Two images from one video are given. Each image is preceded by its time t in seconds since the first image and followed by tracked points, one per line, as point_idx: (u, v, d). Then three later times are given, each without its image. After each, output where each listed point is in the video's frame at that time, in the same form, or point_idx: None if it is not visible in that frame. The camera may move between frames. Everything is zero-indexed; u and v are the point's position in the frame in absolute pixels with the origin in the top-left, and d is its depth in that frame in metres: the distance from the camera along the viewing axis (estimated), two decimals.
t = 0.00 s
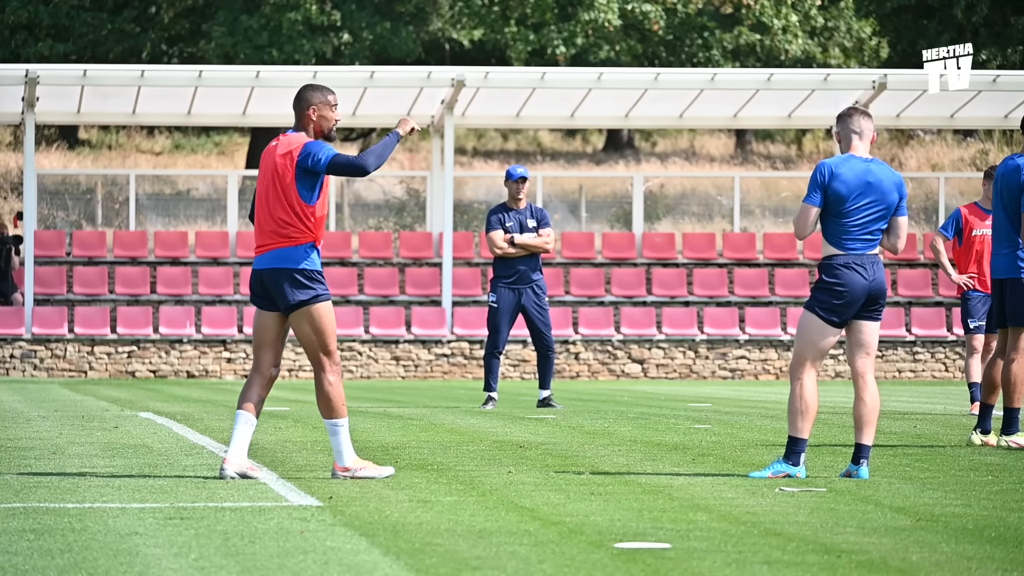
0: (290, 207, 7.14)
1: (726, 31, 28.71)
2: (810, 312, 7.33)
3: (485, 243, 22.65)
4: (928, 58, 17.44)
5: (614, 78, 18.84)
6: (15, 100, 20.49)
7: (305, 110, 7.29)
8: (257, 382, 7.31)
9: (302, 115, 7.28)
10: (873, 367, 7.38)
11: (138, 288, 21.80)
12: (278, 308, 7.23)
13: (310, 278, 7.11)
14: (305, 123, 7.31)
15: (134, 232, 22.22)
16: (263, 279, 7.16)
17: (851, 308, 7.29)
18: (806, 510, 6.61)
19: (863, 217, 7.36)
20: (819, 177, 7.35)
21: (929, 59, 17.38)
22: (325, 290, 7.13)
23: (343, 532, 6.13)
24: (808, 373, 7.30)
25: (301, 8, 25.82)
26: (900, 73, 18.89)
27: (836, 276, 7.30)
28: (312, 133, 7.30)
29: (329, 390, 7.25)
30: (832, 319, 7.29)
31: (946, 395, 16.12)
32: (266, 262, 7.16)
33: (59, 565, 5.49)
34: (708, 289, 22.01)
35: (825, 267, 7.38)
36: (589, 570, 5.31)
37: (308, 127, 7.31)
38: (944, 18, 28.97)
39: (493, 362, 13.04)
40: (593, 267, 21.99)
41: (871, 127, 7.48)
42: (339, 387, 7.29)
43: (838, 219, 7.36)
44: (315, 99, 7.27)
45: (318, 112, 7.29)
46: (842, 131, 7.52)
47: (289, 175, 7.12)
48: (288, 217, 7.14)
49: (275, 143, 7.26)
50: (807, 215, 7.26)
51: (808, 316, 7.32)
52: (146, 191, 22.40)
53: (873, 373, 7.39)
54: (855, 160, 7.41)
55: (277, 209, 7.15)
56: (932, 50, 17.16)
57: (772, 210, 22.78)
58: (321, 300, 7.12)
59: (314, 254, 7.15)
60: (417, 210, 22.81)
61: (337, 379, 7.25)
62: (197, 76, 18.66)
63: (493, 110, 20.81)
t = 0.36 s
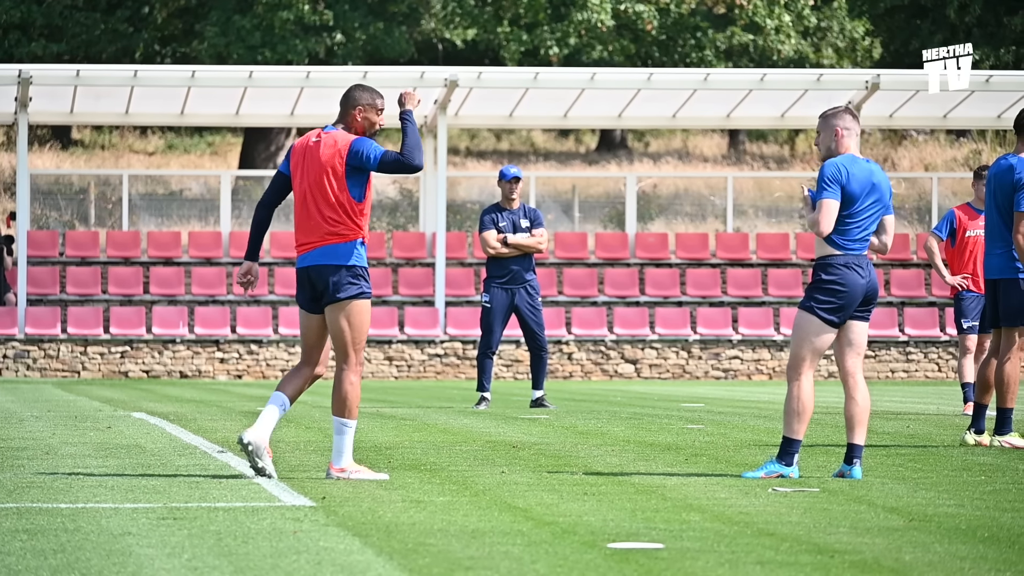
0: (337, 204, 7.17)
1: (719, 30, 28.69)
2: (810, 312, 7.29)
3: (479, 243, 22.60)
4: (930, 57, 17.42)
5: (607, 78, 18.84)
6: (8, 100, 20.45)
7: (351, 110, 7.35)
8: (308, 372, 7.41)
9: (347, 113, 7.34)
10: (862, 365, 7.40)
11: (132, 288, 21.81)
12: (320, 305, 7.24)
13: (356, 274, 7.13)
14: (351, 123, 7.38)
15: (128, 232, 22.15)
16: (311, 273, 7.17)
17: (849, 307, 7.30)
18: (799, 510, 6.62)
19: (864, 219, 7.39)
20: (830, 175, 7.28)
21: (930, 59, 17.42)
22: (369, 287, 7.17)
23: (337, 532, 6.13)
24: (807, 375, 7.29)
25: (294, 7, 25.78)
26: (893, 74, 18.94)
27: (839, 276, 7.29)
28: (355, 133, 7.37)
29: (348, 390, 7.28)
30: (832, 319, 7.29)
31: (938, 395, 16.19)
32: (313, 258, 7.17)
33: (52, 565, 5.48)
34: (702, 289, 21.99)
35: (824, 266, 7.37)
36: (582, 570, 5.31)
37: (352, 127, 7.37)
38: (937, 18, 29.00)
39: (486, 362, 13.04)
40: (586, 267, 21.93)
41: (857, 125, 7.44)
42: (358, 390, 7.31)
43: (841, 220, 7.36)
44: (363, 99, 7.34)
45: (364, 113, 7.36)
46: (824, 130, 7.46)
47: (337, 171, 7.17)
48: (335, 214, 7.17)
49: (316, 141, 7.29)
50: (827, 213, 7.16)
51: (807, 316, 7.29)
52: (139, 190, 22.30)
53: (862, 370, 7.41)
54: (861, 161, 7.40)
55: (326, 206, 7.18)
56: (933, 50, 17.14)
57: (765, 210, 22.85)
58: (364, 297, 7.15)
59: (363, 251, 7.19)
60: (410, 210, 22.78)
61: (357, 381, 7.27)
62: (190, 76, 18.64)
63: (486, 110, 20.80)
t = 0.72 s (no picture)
0: (353, 208, 7.22)
1: (708, 30, 28.68)
2: (798, 312, 7.30)
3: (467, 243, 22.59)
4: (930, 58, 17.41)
5: (596, 79, 18.83)
6: None
7: (369, 110, 7.41)
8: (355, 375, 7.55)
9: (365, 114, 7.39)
10: (848, 363, 7.40)
11: (120, 288, 21.70)
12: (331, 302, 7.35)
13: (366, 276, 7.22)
14: (369, 121, 7.43)
15: (116, 232, 22.06)
16: (324, 276, 7.31)
17: (838, 307, 7.29)
18: (787, 510, 6.61)
19: (857, 220, 7.38)
20: (824, 177, 7.26)
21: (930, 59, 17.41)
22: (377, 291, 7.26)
23: (325, 532, 6.10)
24: (798, 375, 7.29)
25: (281, 7, 25.80)
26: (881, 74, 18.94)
27: (830, 275, 7.29)
28: (373, 131, 7.43)
29: (344, 389, 7.29)
30: (823, 319, 7.29)
31: (925, 393, 16.23)
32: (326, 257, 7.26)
33: (40, 565, 5.45)
34: (690, 289, 21.97)
35: (814, 266, 7.36)
36: (572, 570, 5.29)
37: (370, 125, 7.42)
38: (925, 18, 28.98)
39: (474, 362, 13.02)
40: (575, 267, 21.93)
41: (838, 123, 7.42)
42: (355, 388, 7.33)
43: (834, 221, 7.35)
44: (382, 100, 7.41)
45: (382, 112, 7.42)
46: (809, 131, 7.44)
47: (354, 171, 7.21)
48: (350, 216, 7.23)
49: (334, 141, 7.32)
50: (819, 214, 7.18)
51: (797, 315, 7.29)
52: (127, 190, 22.22)
53: (848, 367, 7.41)
54: (851, 162, 7.38)
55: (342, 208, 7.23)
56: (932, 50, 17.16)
57: (753, 210, 22.80)
58: (370, 298, 7.23)
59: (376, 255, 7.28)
60: (398, 210, 22.68)
61: (352, 380, 7.28)
62: (178, 76, 18.58)
63: (474, 110, 20.78)
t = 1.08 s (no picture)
0: (367, 209, 7.27)
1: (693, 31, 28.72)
2: (778, 313, 7.30)
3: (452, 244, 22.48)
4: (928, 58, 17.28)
5: (581, 79, 18.79)
6: None
7: (386, 112, 7.43)
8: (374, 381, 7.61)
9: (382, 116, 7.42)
10: (834, 365, 7.37)
11: (106, 289, 21.59)
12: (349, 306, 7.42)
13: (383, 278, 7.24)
14: (385, 124, 7.45)
15: (102, 233, 21.94)
16: (345, 278, 7.34)
17: (818, 307, 7.28)
18: (773, 510, 6.61)
19: (835, 218, 7.38)
20: (799, 176, 7.28)
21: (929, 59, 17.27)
22: (391, 292, 7.26)
23: (311, 533, 6.07)
24: (778, 373, 7.28)
25: (267, 8, 25.78)
26: (866, 75, 18.90)
27: (807, 275, 7.29)
28: (390, 134, 7.45)
29: (358, 388, 7.25)
30: (803, 319, 7.28)
31: (910, 395, 16.26)
32: (345, 262, 7.34)
33: (26, 566, 5.42)
34: (675, 290, 21.99)
35: (792, 267, 7.36)
36: (557, 570, 5.28)
37: (387, 128, 7.45)
38: (911, 19, 28.84)
39: (459, 362, 13.00)
40: (560, 268, 21.94)
41: (820, 124, 7.40)
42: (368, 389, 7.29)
43: (810, 220, 7.35)
44: (398, 102, 7.41)
45: (399, 115, 7.42)
46: (794, 130, 7.45)
47: (368, 174, 7.27)
48: (367, 217, 7.27)
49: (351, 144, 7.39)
50: (788, 214, 7.19)
51: (777, 316, 7.30)
52: (113, 191, 22.13)
53: (834, 369, 7.37)
54: (828, 160, 7.38)
55: (359, 210, 7.28)
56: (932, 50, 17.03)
57: (739, 211, 22.72)
58: (388, 300, 7.25)
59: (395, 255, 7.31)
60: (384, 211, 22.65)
61: (365, 378, 7.24)
62: (164, 76, 18.49)
63: (459, 110, 20.74)
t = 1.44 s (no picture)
0: (363, 206, 7.31)
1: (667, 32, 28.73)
2: (750, 313, 7.29)
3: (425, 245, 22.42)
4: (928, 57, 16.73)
5: (554, 79, 18.76)
6: None
7: (383, 112, 7.50)
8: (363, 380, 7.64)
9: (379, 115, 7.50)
10: (807, 366, 7.35)
11: (80, 290, 21.33)
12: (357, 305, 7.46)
13: (384, 274, 7.27)
14: (384, 124, 7.52)
15: (75, 234, 21.70)
16: (345, 277, 7.38)
17: (790, 308, 7.27)
18: (746, 511, 6.59)
19: (806, 219, 7.37)
20: (771, 176, 7.26)
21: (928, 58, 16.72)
22: (398, 287, 7.27)
23: (284, 534, 6.01)
24: (751, 375, 7.27)
25: (240, 10, 25.63)
26: (840, 76, 18.89)
27: (778, 275, 7.27)
28: (389, 134, 7.52)
29: (398, 382, 7.39)
30: (775, 318, 7.26)
31: (883, 395, 16.31)
32: (344, 260, 7.37)
33: None
34: (648, 291, 21.92)
35: (763, 268, 7.35)
36: (530, 571, 5.24)
37: (385, 128, 7.52)
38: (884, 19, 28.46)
39: (433, 364, 13.00)
40: (534, 268, 21.89)
41: (797, 125, 7.41)
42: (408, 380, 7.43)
43: (782, 221, 7.33)
44: (396, 102, 7.47)
45: (397, 114, 7.48)
46: (769, 133, 7.42)
47: (361, 172, 7.30)
48: (364, 214, 7.31)
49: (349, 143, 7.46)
50: (759, 212, 7.18)
51: (748, 317, 7.29)
52: (86, 192, 21.93)
53: (808, 370, 7.36)
54: (800, 162, 7.38)
55: (356, 208, 7.32)
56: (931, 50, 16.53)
57: (713, 211, 22.72)
58: (398, 295, 7.27)
59: (392, 252, 7.33)
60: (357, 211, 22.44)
61: (406, 373, 7.37)
62: (137, 77, 18.36)
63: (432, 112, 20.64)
